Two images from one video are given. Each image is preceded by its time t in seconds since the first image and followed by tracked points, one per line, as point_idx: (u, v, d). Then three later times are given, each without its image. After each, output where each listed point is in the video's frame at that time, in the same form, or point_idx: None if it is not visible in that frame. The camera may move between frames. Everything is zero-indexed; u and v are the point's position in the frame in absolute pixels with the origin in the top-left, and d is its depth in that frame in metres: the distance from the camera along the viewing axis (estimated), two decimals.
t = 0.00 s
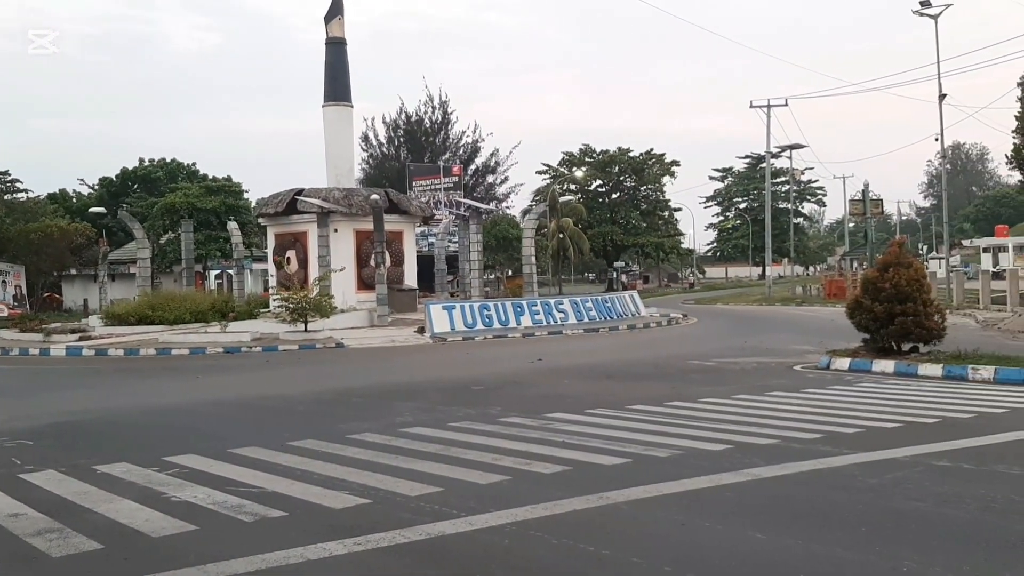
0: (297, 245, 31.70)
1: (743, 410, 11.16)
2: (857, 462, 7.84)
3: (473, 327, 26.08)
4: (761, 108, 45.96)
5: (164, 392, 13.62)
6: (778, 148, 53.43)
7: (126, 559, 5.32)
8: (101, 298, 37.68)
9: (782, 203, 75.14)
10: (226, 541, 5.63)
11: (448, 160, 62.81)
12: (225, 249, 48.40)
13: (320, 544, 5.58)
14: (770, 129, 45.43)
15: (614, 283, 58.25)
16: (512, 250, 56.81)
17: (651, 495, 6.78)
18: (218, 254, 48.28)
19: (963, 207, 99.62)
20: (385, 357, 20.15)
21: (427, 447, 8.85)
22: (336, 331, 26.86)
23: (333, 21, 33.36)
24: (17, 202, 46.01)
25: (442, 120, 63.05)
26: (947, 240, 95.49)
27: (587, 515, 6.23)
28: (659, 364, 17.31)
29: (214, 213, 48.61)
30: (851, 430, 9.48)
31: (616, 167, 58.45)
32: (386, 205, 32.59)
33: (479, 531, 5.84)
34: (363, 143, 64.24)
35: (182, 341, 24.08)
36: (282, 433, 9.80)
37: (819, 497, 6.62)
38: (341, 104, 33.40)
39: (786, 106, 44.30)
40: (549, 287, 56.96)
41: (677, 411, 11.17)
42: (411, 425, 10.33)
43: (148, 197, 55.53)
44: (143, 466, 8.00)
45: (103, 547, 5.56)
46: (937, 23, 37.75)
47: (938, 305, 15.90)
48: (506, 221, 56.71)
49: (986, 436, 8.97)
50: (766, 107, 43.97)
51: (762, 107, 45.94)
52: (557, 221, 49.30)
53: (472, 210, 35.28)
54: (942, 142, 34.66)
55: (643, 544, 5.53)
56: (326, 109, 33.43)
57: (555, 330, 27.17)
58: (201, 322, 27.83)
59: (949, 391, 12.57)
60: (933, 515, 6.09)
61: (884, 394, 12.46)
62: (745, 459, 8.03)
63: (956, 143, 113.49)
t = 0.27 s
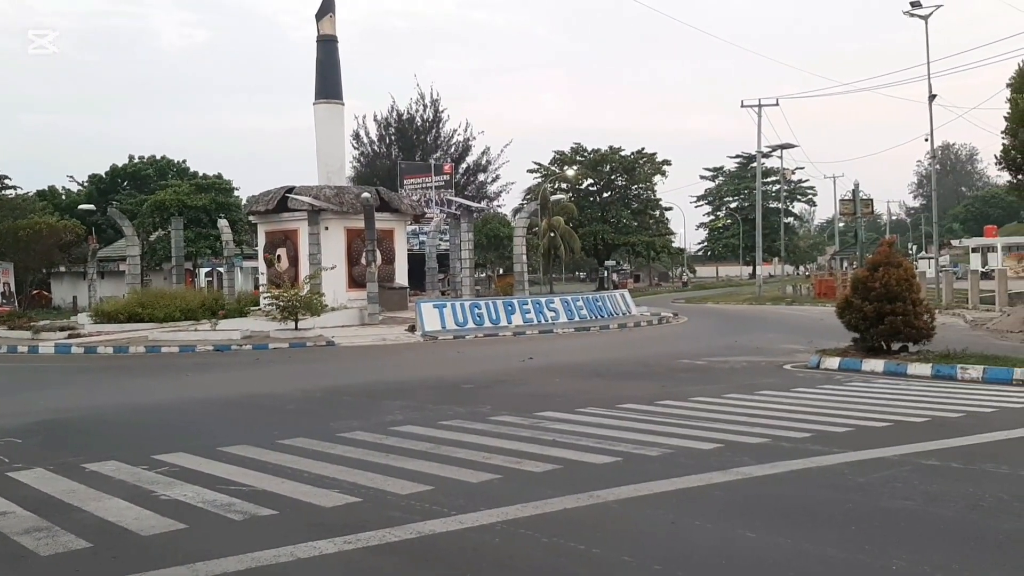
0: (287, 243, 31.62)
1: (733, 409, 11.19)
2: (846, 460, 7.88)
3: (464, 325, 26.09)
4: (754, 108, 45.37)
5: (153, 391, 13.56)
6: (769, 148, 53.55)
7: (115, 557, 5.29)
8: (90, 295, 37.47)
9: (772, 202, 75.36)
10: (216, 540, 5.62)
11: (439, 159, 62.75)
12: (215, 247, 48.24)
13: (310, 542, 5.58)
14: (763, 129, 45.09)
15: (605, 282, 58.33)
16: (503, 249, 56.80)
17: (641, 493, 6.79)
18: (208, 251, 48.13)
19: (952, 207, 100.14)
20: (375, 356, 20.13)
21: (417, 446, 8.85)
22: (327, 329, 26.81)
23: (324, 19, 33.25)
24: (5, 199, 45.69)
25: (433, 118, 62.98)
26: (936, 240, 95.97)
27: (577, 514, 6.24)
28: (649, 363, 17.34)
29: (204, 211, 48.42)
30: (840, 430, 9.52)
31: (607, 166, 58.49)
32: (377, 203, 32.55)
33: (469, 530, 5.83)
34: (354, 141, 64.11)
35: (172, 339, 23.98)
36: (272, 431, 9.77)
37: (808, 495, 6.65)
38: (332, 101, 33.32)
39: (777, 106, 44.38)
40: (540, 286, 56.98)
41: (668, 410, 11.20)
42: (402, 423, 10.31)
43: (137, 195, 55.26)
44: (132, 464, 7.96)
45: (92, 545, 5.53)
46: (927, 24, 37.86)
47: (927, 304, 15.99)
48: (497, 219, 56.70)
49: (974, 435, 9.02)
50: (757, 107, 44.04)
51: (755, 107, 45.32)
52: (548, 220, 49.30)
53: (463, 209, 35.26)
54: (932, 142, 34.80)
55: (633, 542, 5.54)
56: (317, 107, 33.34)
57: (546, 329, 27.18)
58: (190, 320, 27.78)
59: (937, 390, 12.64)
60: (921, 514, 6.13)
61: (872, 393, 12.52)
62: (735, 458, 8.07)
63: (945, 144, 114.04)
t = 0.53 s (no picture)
0: (280, 241, 31.55)
1: (725, 408, 11.21)
2: (839, 460, 7.90)
3: (457, 324, 26.06)
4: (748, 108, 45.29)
5: (146, 389, 13.52)
6: (762, 148, 53.63)
7: (107, 556, 5.27)
8: (82, 293, 37.35)
9: (765, 202, 75.49)
10: (208, 538, 5.60)
11: (433, 158, 62.69)
12: (207, 245, 48.12)
13: (303, 541, 5.56)
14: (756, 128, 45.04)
15: (598, 281, 58.36)
16: (497, 248, 56.79)
17: (634, 493, 6.80)
18: (201, 249, 48.01)
19: (944, 208, 100.44)
20: (368, 354, 20.10)
21: (410, 444, 8.84)
22: (320, 328, 26.76)
23: (318, 17, 33.17)
24: None
25: (427, 117, 62.93)
26: (929, 240, 96.28)
27: (570, 513, 6.24)
28: (642, 362, 17.35)
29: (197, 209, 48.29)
30: (832, 429, 9.55)
31: (601, 165, 58.50)
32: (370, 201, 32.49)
33: (461, 529, 5.83)
34: (348, 139, 64.00)
35: (164, 337, 23.90)
36: (265, 429, 9.75)
37: (801, 495, 6.66)
38: (326, 100, 33.27)
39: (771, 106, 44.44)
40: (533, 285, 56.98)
41: (660, 409, 11.21)
42: (394, 422, 10.30)
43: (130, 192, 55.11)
44: (124, 462, 7.94)
45: (83, 544, 5.51)
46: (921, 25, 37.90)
47: (919, 304, 16.05)
48: (491, 218, 56.67)
49: (965, 435, 9.05)
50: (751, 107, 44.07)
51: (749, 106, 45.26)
52: (541, 219, 49.30)
53: (456, 207, 35.23)
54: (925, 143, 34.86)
55: (625, 542, 5.54)
56: (311, 105, 33.27)
57: (539, 328, 27.19)
58: (183, 318, 27.73)
59: (930, 390, 12.68)
60: (913, 513, 6.15)
61: (864, 393, 12.56)
62: (728, 457, 8.08)
63: (938, 144, 114.42)
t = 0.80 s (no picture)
0: (274, 239, 31.47)
1: (718, 407, 11.23)
2: (831, 459, 7.92)
3: (451, 323, 26.05)
4: (741, 107, 45.41)
5: (139, 387, 13.49)
6: (757, 147, 53.69)
7: (98, 554, 5.25)
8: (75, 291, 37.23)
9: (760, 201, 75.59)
10: (201, 536, 5.59)
11: (428, 156, 62.62)
12: (201, 242, 48.01)
13: (296, 540, 5.55)
14: (749, 127, 45.19)
15: (593, 280, 58.36)
16: (491, 246, 56.77)
17: (627, 491, 6.81)
18: (195, 247, 47.90)
19: (937, 208, 100.75)
20: (362, 353, 20.08)
21: (403, 443, 8.84)
22: (313, 326, 26.72)
23: (313, 14, 33.08)
24: None
25: (421, 115, 62.85)
26: (922, 240, 96.52)
27: (564, 512, 6.24)
28: (636, 361, 17.35)
29: (191, 206, 48.17)
30: (825, 428, 9.57)
31: (595, 164, 58.51)
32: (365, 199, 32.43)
33: (455, 527, 5.82)
34: (342, 137, 63.88)
35: (157, 334, 23.82)
36: (258, 428, 9.73)
37: (794, 493, 6.68)
38: (320, 97, 33.19)
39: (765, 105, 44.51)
40: (527, 283, 56.95)
41: (653, 407, 11.23)
42: (388, 420, 10.30)
43: (124, 190, 54.96)
44: (117, 461, 7.91)
45: (75, 542, 5.49)
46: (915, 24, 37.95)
47: (912, 303, 16.11)
48: (485, 217, 56.64)
49: (958, 434, 9.09)
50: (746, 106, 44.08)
51: (742, 106, 45.39)
52: (536, 218, 49.29)
53: (451, 206, 35.20)
54: (919, 142, 34.91)
55: (619, 540, 5.54)
56: (305, 103, 33.19)
57: (533, 326, 27.19)
58: (176, 315, 27.67)
59: (922, 389, 12.74)
60: (905, 512, 6.16)
61: (857, 392, 12.58)
62: (721, 456, 8.09)
63: (932, 144, 114.69)
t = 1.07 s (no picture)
0: (268, 237, 31.40)
1: (712, 406, 11.25)
2: (824, 457, 7.93)
3: (446, 321, 26.04)
4: (736, 106, 45.50)
5: (132, 385, 13.45)
6: (751, 146, 53.77)
7: (91, 553, 5.24)
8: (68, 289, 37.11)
9: (754, 200, 75.73)
10: (195, 535, 5.58)
11: (422, 154, 62.56)
12: (195, 240, 47.90)
13: (290, 539, 5.54)
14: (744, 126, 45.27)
15: (588, 279, 58.39)
16: (486, 245, 56.76)
17: (621, 490, 6.81)
18: (189, 245, 47.78)
19: (931, 207, 101.00)
20: (356, 351, 20.05)
21: (397, 441, 8.83)
22: (307, 324, 26.67)
23: (308, 12, 33.00)
24: None
25: (416, 113, 62.77)
26: (916, 240, 96.73)
27: (558, 510, 6.24)
28: (630, 359, 17.36)
29: (185, 204, 48.04)
30: (818, 426, 9.59)
31: (590, 163, 58.52)
32: (359, 198, 32.38)
33: (449, 526, 5.82)
34: (336, 135, 63.76)
35: (151, 333, 23.74)
36: (252, 426, 9.71)
37: (787, 492, 6.70)
38: (315, 95, 33.13)
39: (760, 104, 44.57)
40: (522, 282, 56.95)
41: (647, 406, 11.23)
42: (382, 418, 10.29)
43: (118, 187, 54.81)
44: (110, 459, 7.87)
45: (68, 540, 5.47)
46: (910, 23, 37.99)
47: (906, 302, 16.15)
48: (480, 215, 56.61)
49: (951, 433, 9.12)
50: (741, 105, 44.11)
51: (737, 105, 45.48)
52: (531, 216, 49.27)
53: (445, 204, 35.17)
54: (913, 142, 34.97)
55: (613, 539, 5.54)
56: (300, 101, 33.12)
57: (528, 324, 27.19)
58: (170, 313, 27.60)
59: (915, 388, 12.78)
60: (899, 511, 6.18)
61: (850, 390, 12.61)
62: (715, 454, 8.11)
63: (926, 144, 114.93)
